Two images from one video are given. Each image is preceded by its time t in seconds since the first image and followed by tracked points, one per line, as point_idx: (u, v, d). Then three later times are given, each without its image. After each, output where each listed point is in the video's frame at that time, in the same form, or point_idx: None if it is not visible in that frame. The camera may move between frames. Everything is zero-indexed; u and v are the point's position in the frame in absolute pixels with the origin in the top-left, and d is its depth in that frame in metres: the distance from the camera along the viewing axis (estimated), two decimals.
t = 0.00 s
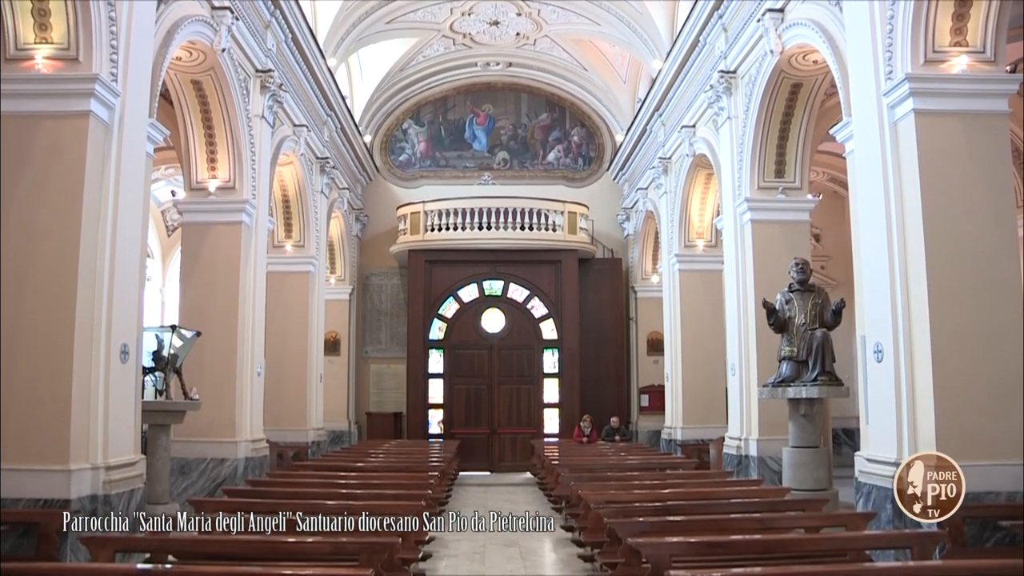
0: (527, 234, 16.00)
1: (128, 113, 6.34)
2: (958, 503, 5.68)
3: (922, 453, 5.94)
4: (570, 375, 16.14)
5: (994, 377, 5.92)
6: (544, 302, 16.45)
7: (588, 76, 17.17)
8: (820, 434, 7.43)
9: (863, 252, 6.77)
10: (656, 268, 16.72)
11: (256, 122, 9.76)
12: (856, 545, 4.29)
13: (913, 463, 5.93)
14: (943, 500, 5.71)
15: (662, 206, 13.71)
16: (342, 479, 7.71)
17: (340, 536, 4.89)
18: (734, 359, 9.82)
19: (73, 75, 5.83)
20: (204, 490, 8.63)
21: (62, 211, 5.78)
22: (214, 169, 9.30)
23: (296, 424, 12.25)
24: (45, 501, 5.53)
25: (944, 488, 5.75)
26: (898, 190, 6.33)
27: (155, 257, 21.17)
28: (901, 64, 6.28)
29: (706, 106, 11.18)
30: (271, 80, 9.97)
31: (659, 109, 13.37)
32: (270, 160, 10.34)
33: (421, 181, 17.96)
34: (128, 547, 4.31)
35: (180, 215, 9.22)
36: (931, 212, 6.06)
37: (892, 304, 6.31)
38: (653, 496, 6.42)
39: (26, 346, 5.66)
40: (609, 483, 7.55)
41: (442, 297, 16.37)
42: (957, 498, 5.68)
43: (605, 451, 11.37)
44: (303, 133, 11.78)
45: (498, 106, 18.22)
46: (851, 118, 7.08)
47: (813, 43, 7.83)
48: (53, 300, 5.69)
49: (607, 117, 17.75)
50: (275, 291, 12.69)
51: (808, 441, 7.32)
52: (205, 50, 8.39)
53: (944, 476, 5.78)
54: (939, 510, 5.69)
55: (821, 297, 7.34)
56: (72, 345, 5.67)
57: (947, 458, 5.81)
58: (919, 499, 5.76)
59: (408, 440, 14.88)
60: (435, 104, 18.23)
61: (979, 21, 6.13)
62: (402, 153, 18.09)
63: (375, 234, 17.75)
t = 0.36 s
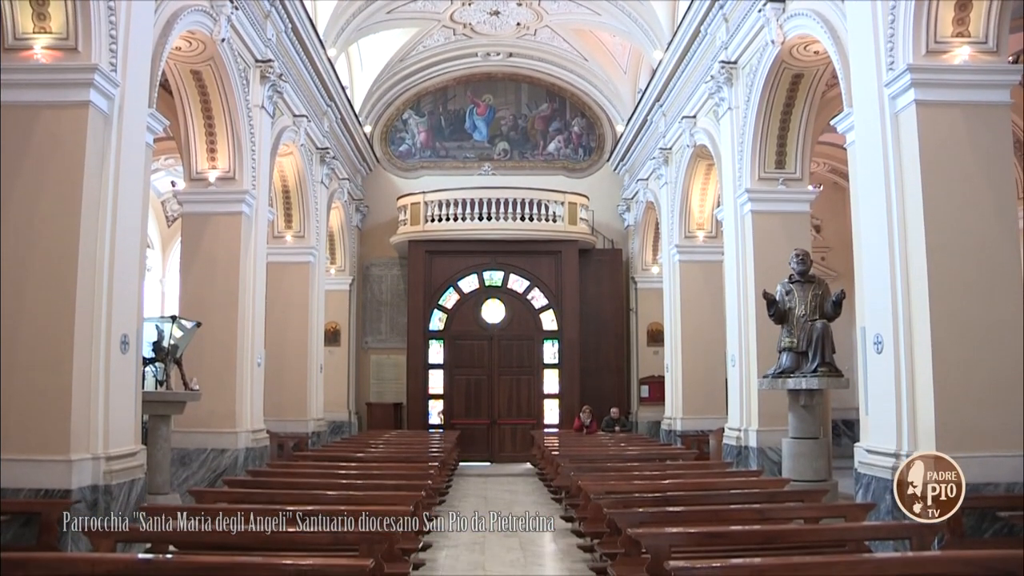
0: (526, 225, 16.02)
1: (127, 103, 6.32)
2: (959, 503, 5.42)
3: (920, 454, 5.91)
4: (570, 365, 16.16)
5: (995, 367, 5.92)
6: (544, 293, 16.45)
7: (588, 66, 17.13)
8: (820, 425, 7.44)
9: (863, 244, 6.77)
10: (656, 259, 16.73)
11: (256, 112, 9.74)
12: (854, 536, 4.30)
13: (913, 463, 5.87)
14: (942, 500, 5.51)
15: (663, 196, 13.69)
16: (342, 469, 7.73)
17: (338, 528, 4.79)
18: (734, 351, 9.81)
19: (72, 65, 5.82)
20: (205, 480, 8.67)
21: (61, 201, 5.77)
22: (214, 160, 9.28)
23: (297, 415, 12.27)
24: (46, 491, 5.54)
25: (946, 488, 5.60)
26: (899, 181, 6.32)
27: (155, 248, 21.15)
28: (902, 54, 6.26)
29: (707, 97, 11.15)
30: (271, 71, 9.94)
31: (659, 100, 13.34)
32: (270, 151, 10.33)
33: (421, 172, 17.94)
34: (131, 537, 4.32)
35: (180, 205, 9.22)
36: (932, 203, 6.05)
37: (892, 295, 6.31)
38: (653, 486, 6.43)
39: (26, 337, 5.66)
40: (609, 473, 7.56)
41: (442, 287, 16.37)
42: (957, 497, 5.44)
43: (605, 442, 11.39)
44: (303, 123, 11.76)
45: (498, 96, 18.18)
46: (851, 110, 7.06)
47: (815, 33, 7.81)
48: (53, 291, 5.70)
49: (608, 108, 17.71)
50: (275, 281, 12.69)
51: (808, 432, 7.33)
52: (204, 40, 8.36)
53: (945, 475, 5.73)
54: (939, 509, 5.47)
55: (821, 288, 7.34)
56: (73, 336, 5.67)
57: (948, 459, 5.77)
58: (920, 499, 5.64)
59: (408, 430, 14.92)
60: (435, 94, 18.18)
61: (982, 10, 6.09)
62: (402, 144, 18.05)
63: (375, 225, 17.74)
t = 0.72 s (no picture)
0: (526, 218, 16.03)
1: (127, 96, 6.30)
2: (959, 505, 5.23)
3: (919, 453, 5.88)
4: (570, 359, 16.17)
5: (996, 360, 5.92)
6: (544, 286, 16.44)
7: (589, 59, 17.09)
8: (820, 419, 7.45)
9: (863, 238, 6.76)
10: (656, 252, 16.73)
11: (256, 105, 9.73)
12: (853, 529, 4.31)
13: (913, 463, 5.85)
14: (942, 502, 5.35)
15: (663, 190, 13.67)
16: (342, 462, 7.75)
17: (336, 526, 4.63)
18: (734, 344, 9.81)
19: (71, 58, 5.80)
20: (204, 474, 8.66)
21: (61, 194, 5.77)
22: (214, 153, 9.26)
23: (297, 408, 12.28)
24: (47, 484, 5.55)
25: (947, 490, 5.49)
26: (900, 174, 6.30)
27: (155, 241, 21.13)
28: (903, 48, 6.25)
29: (707, 91, 11.13)
30: (270, 63, 9.92)
31: (659, 93, 13.31)
32: (270, 144, 10.32)
33: (420, 165, 17.92)
34: (132, 530, 4.32)
35: (180, 199, 9.21)
36: (933, 196, 6.05)
37: (893, 289, 6.30)
38: (653, 480, 6.43)
39: (26, 330, 5.66)
40: (609, 467, 7.57)
41: (442, 281, 16.37)
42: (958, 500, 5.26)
43: (605, 435, 11.40)
44: (303, 116, 11.74)
45: (498, 89, 18.14)
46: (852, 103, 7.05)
47: (815, 25, 7.80)
48: (53, 284, 5.69)
49: (608, 101, 17.68)
50: (275, 274, 12.69)
51: (808, 426, 7.33)
52: (204, 33, 8.35)
53: (944, 476, 5.69)
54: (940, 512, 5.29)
55: (821, 282, 7.34)
56: (72, 329, 5.67)
57: (947, 458, 5.75)
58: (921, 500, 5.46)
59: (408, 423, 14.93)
60: (435, 87, 18.15)
61: (984, 4, 6.07)
62: (403, 137, 18.03)
63: (375, 218, 17.72)
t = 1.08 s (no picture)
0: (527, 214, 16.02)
1: (127, 90, 6.29)
2: (958, 502, 5.10)
3: (919, 453, 5.88)
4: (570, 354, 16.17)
5: (996, 355, 5.93)
6: (544, 281, 16.44)
7: (589, 54, 17.07)
8: (820, 414, 7.46)
9: (863, 234, 6.76)
10: (656, 248, 16.74)
11: (255, 100, 9.72)
12: (852, 525, 4.32)
13: (913, 462, 5.81)
14: (942, 500, 5.21)
15: (663, 185, 13.66)
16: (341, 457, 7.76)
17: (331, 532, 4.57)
18: (734, 340, 9.81)
19: (71, 53, 5.79)
20: (205, 469, 8.67)
21: (61, 190, 5.76)
22: (214, 148, 9.25)
23: (297, 402, 12.30)
24: (47, 480, 5.56)
25: (945, 488, 5.33)
26: (900, 170, 6.30)
27: (155, 236, 21.12)
28: (903, 43, 6.23)
29: (708, 86, 11.11)
30: (270, 58, 9.90)
31: (660, 88, 13.28)
32: (270, 139, 10.32)
33: (420, 160, 17.91)
34: (133, 525, 4.33)
35: (180, 194, 9.20)
36: (933, 192, 6.04)
37: (893, 284, 6.30)
38: (653, 475, 6.44)
39: (27, 325, 5.66)
40: (609, 462, 7.57)
41: (442, 276, 16.36)
42: (957, 497, 5.12)
43: (605, 430, 11.42)
44: (303, 112, 11.73)
45: (498, 85, 18.12)
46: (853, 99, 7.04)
47: (816, 20, 7.79)
48: (53, 279, 5.70)
49: (608, 96, 17.66)
50: (275, 269, 12.69)
51: (808, 421, 7.34)
52: (204, 28, 8.34)
53: (944, 474, 5.59)
54: (940, 510, 5.14)
55: (822, 277, 7.33)
56: (72, 324, 5.67)
57: (947, 458, 5.74)
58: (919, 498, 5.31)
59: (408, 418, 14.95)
60: (436, 82, 18.12)
61: None
62: (403, 132, 18.01)
63: (375, 213, 17.71)
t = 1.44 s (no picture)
0: (527, 212, 16.02)
1: (127, 89, 6.29)
2: (958, 502, 5.12)
3: (919, 453, 5.88)
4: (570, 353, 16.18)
5: (996, 354, 5.93)
6: (544, 280, 16.44)
7: (589, 52, 17.06)
8: (820, 413, 7.46)
9: (863, 232, 6.76)
10: (656, 247, 16.74)
11: (255, 99, 9.72)
12: (852, 524, 4.32)
13: (913, 462, 5.81)
14: (942, 500, 5.22)
15: (663, 184, 13.66)
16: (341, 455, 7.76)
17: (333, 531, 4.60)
18: (734, 339, 9.82)
19: (71, 51, 5.79)
20: (205, 468, 8.69)
21: (61, 188, 5.76)
22: (214, 147, 9.25)
23: (297, 401, 12.30)
24: (47, 478, 5.55)
25: (946, 488, 5.33)
26: (900, 168, 6.30)
27: (155, 235, 21.11)
28: (904, 41, 6.23)
29: (708, 85, 11.11)
30: (270, 57, 9.90)
31: (660, 87, 13.27)
32: (270, 137, 10.31)
33: (420, 159, 17.91)
34: (132, 523, 4.33)
35: (180, 192, 9.20)
36: (934, 191, 6.04)
37: (893, 283, 6.30)
38: (653, 474, 6.44)
39: (26, 324, 5.66)
40: (609, 461, 7.57)
41: (442, 275, 16.36)
42: (957, 497, 5.13)
43: (605, 429, 11.42)
44: (303, 110, 11.73)
45: (498, 83, 18.11)
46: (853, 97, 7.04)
47: (816, 19, 7.78)
48: (53, 278, 5.70)
49: (608, 94, 17.66)
50: (275, 268, 12.68)
51: (808, 420, 7.35)
52: (204, 26, 8.33)
53: (945, 475, 5.59)
54: (940, 510, 5.15)
55: (822, 276, 7.33)
56: (72, 322, 5.67)
57: (947, 458, 5.75)
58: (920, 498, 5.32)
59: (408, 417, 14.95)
60: (436, 81, 18.12)
61: None
62: (403, 131, 18.00)
63: (375, 212, 17.71)
